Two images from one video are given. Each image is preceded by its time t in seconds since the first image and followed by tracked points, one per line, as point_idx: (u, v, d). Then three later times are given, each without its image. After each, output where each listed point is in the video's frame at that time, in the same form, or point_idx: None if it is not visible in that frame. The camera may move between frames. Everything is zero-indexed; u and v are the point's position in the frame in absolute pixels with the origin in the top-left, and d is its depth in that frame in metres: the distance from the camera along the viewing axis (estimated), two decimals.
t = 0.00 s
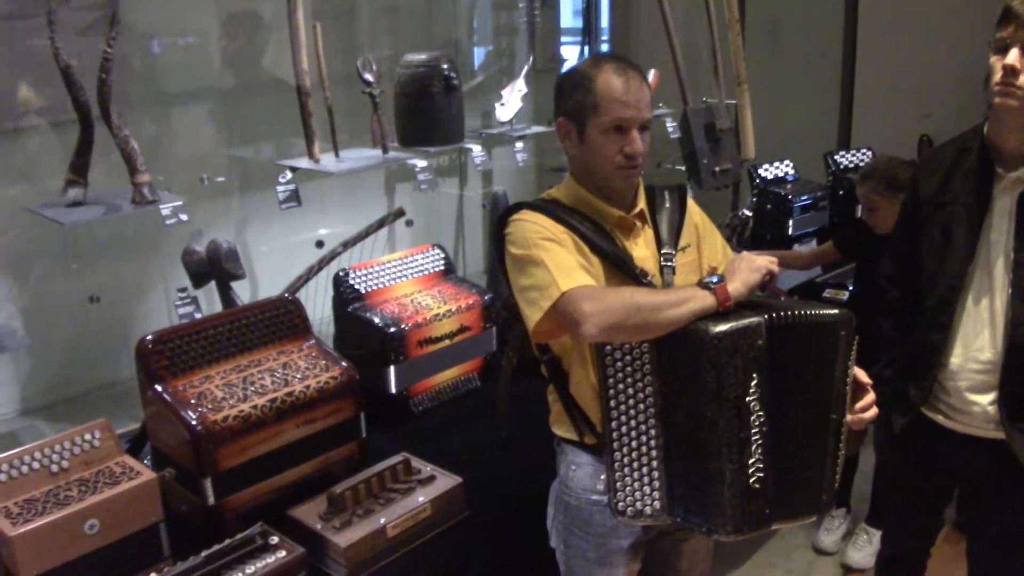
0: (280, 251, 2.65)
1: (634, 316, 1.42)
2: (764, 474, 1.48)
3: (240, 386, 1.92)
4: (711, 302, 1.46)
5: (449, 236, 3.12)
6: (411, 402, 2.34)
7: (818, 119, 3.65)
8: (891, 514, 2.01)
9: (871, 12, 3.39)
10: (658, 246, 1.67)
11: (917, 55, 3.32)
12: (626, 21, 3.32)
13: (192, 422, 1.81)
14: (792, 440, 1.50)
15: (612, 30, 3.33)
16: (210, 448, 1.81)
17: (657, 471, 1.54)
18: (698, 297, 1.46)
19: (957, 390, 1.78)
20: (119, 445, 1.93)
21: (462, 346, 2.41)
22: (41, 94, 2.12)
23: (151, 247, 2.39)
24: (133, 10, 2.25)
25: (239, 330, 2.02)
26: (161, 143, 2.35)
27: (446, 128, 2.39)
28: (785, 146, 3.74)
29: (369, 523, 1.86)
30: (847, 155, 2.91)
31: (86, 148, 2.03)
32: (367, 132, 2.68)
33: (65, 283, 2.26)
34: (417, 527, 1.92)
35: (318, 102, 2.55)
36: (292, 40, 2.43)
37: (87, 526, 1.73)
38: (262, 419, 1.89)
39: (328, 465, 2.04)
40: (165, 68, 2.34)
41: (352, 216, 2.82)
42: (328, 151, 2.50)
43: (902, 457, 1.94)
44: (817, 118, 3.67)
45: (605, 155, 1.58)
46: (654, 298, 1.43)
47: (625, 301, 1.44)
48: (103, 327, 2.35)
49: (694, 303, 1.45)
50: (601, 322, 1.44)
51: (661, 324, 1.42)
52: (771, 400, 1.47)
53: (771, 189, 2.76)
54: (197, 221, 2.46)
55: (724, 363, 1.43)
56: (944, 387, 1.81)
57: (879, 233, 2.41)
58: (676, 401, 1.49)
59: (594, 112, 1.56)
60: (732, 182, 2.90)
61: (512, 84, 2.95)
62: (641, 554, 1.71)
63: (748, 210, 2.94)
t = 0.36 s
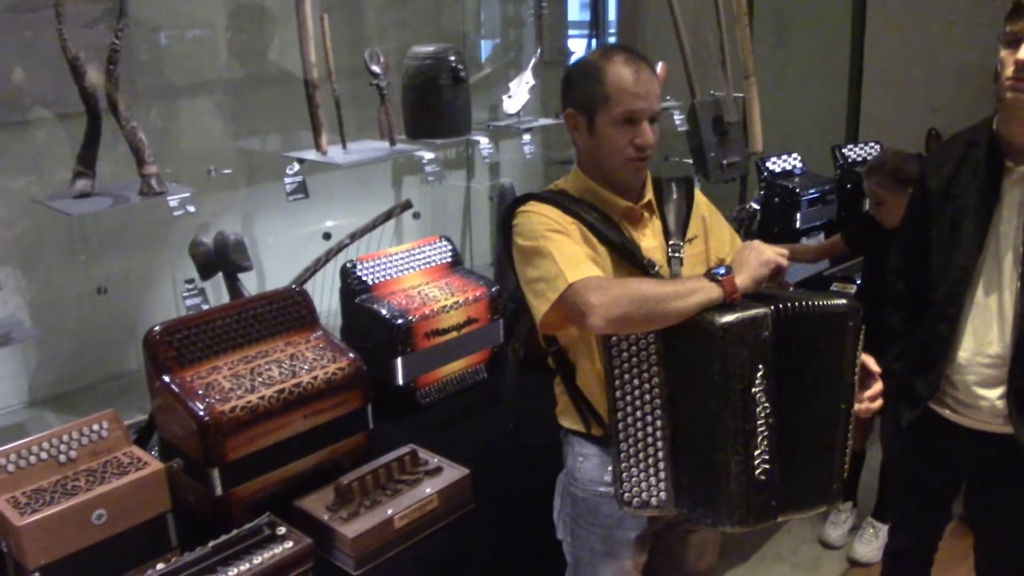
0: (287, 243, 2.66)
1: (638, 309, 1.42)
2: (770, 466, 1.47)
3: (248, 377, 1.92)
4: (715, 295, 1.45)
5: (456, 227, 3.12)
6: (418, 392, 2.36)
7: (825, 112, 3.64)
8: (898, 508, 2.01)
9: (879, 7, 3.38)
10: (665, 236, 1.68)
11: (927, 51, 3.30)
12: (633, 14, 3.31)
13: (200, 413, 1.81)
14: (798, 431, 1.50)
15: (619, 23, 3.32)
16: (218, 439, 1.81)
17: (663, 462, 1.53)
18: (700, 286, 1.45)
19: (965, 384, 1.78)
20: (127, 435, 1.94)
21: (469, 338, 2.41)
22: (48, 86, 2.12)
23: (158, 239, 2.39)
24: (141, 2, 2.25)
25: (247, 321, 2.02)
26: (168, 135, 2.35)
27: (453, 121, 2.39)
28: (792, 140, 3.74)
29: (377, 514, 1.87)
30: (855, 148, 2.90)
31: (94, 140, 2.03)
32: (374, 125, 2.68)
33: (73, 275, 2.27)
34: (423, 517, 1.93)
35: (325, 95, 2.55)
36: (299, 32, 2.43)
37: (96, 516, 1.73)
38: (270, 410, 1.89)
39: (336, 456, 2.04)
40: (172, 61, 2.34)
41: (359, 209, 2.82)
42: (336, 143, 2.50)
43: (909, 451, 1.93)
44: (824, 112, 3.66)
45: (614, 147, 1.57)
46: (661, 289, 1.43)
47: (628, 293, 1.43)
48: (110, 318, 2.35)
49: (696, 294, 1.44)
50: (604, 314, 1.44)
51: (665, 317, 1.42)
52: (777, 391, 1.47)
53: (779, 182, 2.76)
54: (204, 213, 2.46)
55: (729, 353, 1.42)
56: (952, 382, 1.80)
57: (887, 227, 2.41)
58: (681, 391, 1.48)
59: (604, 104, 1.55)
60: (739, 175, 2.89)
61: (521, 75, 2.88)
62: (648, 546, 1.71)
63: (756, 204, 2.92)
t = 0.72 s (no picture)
0: (296, 233, 2.66)
1: (683, 271, 1.33)
2: (765, 453, 1.46)
3: (255, 366, 1.93)
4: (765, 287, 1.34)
5: (465, 219, 3.13)
6: (427, 382, 2.35)
7: (834, 106, 3.63)
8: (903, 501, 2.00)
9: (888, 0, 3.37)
10: (671, 226, 1.68)
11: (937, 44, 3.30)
12: (642, 7, 3.30)
13: (208, 403, 1.81)
14: (795, 419, 1.48)
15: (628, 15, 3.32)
16: (226, 429, 1.81)
17: (661, 448, 1.53)
18: (754, 270, 1.34)
19: (972, 377, 1.77)
20: (135, 425, 1.94)
21: (477, 329, 2.41)
22: (55, 77, 2.13)
23: (167, 230, 2.40)
24: None
25: (255, 311, 2.03)
26: (177, 126, 2.35)
27: (463, 112, 2.39)
28: (800, 133, 3.73)
29: (383, 504, 1.87)
30: (864, 141, 2.89)
31: (102, 131, 2.03)
32: (383, 117, 2.68)
33: (82, 265, 2.27)
34: (431, 507, 1.93)
35: (334, 86, 2.55)
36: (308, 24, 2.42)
37: (103, 506, 1.73)
38: (277, 400, 1.89)
39: (343, 447, 2.05)
40: (181, 53, 2.34)
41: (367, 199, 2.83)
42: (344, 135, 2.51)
43: (915, 443, 1.93)
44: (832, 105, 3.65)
45: (642, 137, 1.57)
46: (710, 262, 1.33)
47: (678, 257, 1.33)
48: (118, 309, 2.36)
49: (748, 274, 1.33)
50: (647, 266, 1.33)
51: (708, 286, 1.33)
52: (775, 377, 1.45)
53: (787, 174, 2.76)
54: (212, 204, 2.47)
55: (725, 338, 1.40)
56: (960, 375, 1.79)
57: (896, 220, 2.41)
58: (680, 376, 1.46)
59: (631, 94, 1.54)
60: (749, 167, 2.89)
61: (528, 67, 2.89)
62: (654, 536, 1.70)
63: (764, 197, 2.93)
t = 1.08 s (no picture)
0: (305, 223, 2.67)
1: (695, 261, 1.32)
2: (766, 442, 1.46)
3: (264, 357, 1.93)
4: (768, 301, 1.32)
5: (474, 211, 3.13)
6: (436, 374, 2.36)
7: (844, 99, 3.62)
8: (910, 494, 2.00)
9: None
10: (680, 216, 1.67)
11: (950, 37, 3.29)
12: None
13: (216, 393, 1.81)
14: (799, 410, 1.47)
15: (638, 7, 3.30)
16: (234, 419, 1.81)
17: (665, 436, 1.55)
18: (764, 279, 1.32)
19: (979, 369, 1.76)
20: (144, 415, 1.95)
21: (485, 321, 2.41)
22: (64, 68, 2.13)
23: (175, 221, 2.40)
24: None
25: (265, 301, 2.03)
26: (186, 117, 2.35)
27: (472, 103, 2.39)
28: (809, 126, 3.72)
29: (392, 495, 1.87)
30: (875, 133, 2.88)
31: (110, 122, 2.03)
32: (391, 109, 2.67)
33: (91, 256, 2.27)
34: (439, 499, 1.93)
35: (343, 78, 2.55)
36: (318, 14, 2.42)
37: (112, 495, 1.74)
38: (285, 391, 1.89)
39: (351, 437, 2.05)
40: (190, 44, 2.34)
41: (377, 190, 2.83)
42: (354, 126, 2.51)
43: (922, 436, 1.93)
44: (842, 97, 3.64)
45: (659, 124, 1.56)
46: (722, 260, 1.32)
47: (695, 249, 1.33)
48: (128, 299, 2.36)
49: (756, 283, 1.31)
50: (663, 250, 1.33)
51: (715, 283, 1.32)
52: (777, 367, 1.44)
53: (797, 166, 2.75)
54: (222, 196, 2.47)
55: (724, 326, 1.41)
56: (966, 366, 1.79)
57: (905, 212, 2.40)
58: (681, 365, 1.48)
59: (652, 80, 1.54)
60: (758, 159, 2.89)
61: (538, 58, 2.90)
62: (660, 527, 1.70)
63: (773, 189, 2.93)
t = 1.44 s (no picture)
0: (313, 215, 2.67)
1: (695, 257, 1.32)
2: (769, 435, 1.44)
3: (269, 348, 1.92)
4: (767, 299, 1.31)
5: (482, 204, 3.14)
6: (441, 365, 2.35)
7: (853, 93, 3.60)
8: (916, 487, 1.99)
9: None
10: (684, 207, 1.67)
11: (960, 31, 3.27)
12: None
13: (222, 384, 1.81)
14: (801, 401, 1.46)
15: None
16: (239, 410, 1.81)
17: (669, 429, 1.53)
18: (763, 278, 1.30)
19: (987, 362, 1.75)
20: (149, 406, 1.94)
21: (492, 313, 2.41)
22: (72, 61, 2.13)
23: (183, 213, 2.40)
24: None
25: (271, 293, 2.03)
26: (194, 109, 2.34)
27: (479, 96, 2.38)
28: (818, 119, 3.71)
29: (397, 487, 1.86)
30: (883, 126, 2.87)
31: (117, 113, 2.02)
32: (398, 101, 2.67)
33: (98, 248, 2.27)
34: (444, 491, 1.92)
35: (350, 69, 2.55)
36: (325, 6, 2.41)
37: (117, 486, 1.73)
38: (290, 383, 1.88)
39: (358, 429, 2.04)
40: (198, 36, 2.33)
41: (385, 181, 2.83)
42: (361, 118, 2.51)
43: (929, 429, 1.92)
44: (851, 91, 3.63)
45: (662, 112, 1.55)
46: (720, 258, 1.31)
47: (696, 245, 1.33)
48: (135, 291, 2.37)
49: (756, 281, 1.30)
50: (663, 244, 1.33)
51: (714, 280, 1.31)
52: (779, 358, 1.44)
53: (806, 159, 2.75)
54: (230, 187, 2.48)
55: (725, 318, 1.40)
56: (972, 358, 1.78)
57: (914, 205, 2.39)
58: (684, 357, 1.47)
59: (657, 68, 1.53)
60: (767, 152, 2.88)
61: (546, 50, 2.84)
62: (665, 519, 1.69)
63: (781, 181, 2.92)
